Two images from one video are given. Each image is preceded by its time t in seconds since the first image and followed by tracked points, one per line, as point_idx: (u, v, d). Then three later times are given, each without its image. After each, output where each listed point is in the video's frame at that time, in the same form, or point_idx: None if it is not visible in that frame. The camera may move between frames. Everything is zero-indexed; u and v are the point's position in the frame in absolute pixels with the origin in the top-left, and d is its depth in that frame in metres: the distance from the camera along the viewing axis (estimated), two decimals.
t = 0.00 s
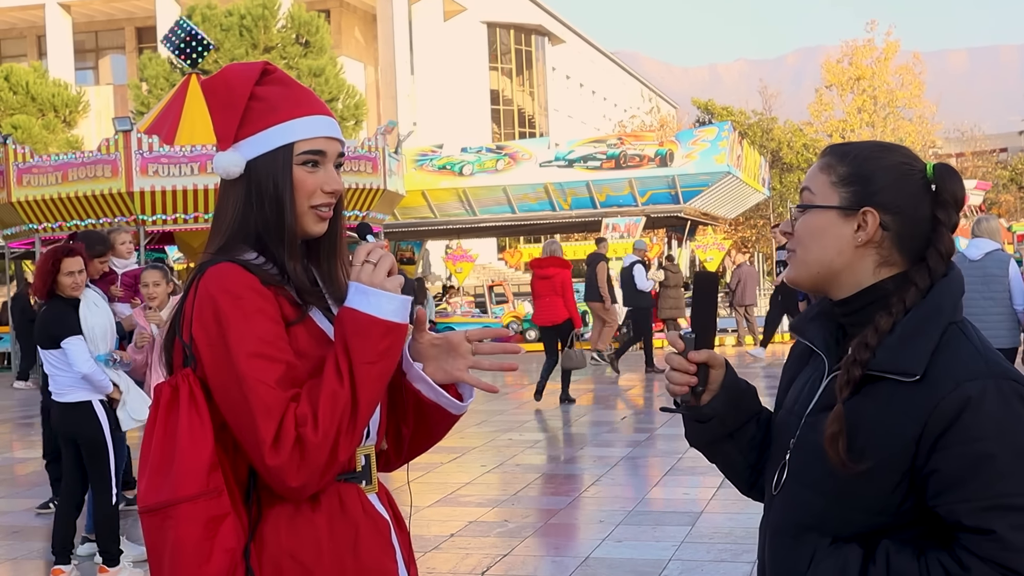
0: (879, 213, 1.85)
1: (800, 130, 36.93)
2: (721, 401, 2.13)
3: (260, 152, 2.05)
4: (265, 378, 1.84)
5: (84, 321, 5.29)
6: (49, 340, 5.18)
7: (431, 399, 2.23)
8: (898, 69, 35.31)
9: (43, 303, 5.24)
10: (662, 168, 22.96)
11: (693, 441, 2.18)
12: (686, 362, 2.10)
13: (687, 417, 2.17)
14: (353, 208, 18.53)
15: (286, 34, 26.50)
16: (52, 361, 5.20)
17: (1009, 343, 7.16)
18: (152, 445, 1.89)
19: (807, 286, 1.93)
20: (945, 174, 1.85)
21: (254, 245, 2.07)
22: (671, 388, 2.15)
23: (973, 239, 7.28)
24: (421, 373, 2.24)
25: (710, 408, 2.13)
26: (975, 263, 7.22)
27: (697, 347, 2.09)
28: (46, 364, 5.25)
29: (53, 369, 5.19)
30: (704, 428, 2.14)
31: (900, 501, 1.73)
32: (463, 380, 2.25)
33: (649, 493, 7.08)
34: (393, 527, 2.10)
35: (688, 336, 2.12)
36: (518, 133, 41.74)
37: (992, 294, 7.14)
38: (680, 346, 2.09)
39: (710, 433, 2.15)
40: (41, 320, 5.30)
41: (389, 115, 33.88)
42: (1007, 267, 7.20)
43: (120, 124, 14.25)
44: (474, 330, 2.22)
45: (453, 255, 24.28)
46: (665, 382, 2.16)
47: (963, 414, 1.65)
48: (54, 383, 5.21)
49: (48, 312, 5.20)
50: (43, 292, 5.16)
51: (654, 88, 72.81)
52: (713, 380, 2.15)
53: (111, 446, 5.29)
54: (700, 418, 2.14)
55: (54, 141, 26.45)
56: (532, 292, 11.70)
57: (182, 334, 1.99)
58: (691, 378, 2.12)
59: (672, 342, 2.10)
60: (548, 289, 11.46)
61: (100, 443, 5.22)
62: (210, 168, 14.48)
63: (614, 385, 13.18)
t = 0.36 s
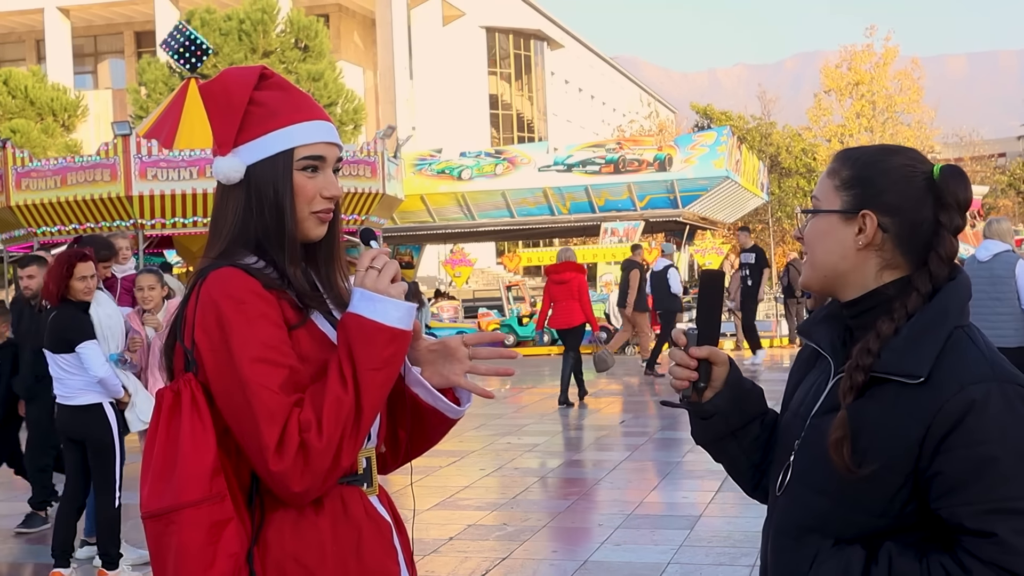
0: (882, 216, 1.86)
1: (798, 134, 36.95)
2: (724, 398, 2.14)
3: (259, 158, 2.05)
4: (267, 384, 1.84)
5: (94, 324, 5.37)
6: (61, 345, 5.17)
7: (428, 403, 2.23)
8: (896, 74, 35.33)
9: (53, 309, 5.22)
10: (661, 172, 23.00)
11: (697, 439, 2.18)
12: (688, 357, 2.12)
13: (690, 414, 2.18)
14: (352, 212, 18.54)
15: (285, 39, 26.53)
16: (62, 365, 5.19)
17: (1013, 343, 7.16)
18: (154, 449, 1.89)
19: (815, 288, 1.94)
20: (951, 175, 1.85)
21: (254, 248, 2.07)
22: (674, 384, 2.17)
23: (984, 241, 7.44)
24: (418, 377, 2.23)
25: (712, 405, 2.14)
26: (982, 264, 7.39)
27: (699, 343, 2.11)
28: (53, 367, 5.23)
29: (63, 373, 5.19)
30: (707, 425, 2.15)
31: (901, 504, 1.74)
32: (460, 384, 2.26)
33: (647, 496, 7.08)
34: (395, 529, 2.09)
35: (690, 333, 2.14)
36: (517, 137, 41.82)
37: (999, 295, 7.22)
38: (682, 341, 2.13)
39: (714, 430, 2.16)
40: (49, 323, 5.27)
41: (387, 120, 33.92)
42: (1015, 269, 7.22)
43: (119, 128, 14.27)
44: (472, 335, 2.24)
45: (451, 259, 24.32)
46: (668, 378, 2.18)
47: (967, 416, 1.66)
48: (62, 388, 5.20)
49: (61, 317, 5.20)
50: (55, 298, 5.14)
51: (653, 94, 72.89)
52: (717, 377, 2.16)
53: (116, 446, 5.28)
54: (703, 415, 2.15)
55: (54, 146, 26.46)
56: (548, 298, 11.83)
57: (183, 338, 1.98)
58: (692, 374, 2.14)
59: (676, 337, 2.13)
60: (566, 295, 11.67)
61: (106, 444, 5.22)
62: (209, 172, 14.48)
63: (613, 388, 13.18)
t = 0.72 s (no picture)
0: (872, 227, 1.88)
1: (791, 141, 37.07)
2: (717, 410, 2.15)
3: (253, 166, 2.06)
4: (264, 388, 1.85)
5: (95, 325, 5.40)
6: (63, 349, 5.23)
7: (418, 393, 2.25)
8: (889, 82, 35.47)
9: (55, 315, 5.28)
10: (654, 179, 23.04)
11: (693, 450, 2.20)
12: (679, 371, 2.12)
13: (685, 426, 2.19)
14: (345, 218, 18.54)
15: (279, 45, 26.54)
16: (61, 369, 5.22)
17: None
18: (152, 456, 1.90)
19: (806, 301, 1.96)
20: (936, 181, 1.89)
21: (249, 256, 2.08)
22: (667, 398, 2.18)
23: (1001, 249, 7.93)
24: (407, 367, 2.26)
25: (706, 417, 2.15)
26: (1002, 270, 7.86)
27: (688, 355, 2.11)
28: (53, 371, 5.25)
29: (61, 378, 5.20)
30: (702, 437, 2.16)
31: (894, 513, 1.75)
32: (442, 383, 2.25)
33: (640, 503, 7.08)
34: (389, 535, 2.11)
35: (680, 346, 2.14)
36: (510, 144, 41.90)
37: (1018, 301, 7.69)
38: (672, 354, 2.14)
39: (709, 441, 2.17)
40: (51, 331, 5.33)
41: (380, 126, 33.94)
42: None
43: (111, 135, 14.26)
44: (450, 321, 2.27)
45: (445, 266, 24.30)
46: (662, 392, 2.19)
47: (958, 427, 1.67)
48: (60, 392, 5.22)
49: (64, 324, 5.26)
50: (58, 305, 5.20)
51: (645, 100, 73.06)
52: (709, 389, 2.17)
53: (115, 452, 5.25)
54: (697, 427, 2.16)
55: (46, 151, 26.39)
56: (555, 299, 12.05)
57: (178, 345, 1.99)
58: (685, 388, 2.14)
59: (665, 351, 2.14)
60: (571, 297, 11.89)
61: (105, 449, 5.19)
62: (202, 178, 14.47)
63: (606, 395, 13.21)
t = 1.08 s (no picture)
0: (843, 232, 1.89)
1: (771, 144, 37.28)
2: (690, 410, 2.16)
3: (242, 165, 2.06)
4: (243, 383, 1.84)
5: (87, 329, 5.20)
6: (57, 349, 5.20)
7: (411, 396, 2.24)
8: (868, 85, 35.73)
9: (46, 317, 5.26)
10: (634, 181, 23.09)
11: (666, 449, 2.20)
12: (653, 372, 2.15)
13: (657, 426, 2.20)
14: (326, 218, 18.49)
15: (259, 45, 26.41)
16: (54, 371, 5.22)
17: None
18: (125, 445, 1.89)
19: (776, 304, 1.97)
20: (908, 186, 1.89)
21: (234, 251, 2.08)
22: (640, 397, 2.19)
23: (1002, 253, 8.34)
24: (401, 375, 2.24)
25: (678, 417, 2.16)
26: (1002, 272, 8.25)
27: (664, 357, 2.14)
28: (45, 373, 5.23)
29: (57, 379, 5.21)
30: (674, 437, 2.17)
31: (864, 514, 1.76)
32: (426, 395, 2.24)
33: (619, 504, 7.10)
34: (363, 537, 2.10)
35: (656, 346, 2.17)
36: (490, 145, 41.97)
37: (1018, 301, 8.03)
38: (646, 354, 2.15)
39: (681, 440, 2.18)
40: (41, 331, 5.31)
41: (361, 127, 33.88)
42: None
43: (90, 133, 14.17)
44: (462, 321, 2.31)
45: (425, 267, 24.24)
46: (635, 392, 2.20)
47: (926, 429, 1.69)
48: (55, 393, 5.21)
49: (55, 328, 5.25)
50: (53, 310, 5.18)
51: (626, 102, 73.25)
52: (682, 389, 2.18)
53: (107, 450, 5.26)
54: (669, 427, 2.17)
55: (23, 149, 26.14)
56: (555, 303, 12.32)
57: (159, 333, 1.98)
58: (659, 387, 2.15)
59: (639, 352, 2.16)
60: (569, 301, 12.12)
61: (99, 447, 5.21)
62: (182, 178, 14.38)
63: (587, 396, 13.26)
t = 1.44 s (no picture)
0: (826, 224, 1.90)
1: (757, 138, 37.38)
2: (666, 399, 2.18)
3: (258, 156, 2.05)
4: (247, 379, 1.85)
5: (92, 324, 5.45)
6: (71, 340, 5.26)
7: (407, 401, 2.25)
8: (853, 80, 35.84)
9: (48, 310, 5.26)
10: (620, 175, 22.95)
11: (641, 437, 2.22)
12: (629, 360, 2.20)
13: (632, 414, 2.22)
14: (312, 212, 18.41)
15: (244, 37, 26.28)
16: (57, 366, 5.21)
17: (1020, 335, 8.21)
18: (135, 437, 1.90)
19: (758, 298, 1.99)
20: (892, 182, 1.91)
21: (243, 244, 2.08)
22: (617, 386, 2.22)
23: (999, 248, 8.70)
24: (401, 378, 2.24)
25: (654, 406, 2.18)
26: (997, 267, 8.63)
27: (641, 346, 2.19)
28: (45, 366, 5.21)
29: (59, 373, 5.19)
30: (649, 425, 2.19)
31: (840, 506, 1.78)
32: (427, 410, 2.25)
33: (604, 497, 7.13)
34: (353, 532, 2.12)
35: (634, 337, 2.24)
36: (476, 139, 41.98)
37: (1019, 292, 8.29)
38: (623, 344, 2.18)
39: (655, 430, 2.19)
40: (42, 324, 5.29)
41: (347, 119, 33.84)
42: None
43: (74, 126, 14.10)
44: (458, 342, 2.24)
45: (411, 260, 24.22)
46: (612, 380, 2.23)
47: (902, 424, 1.71)
48: (54, 388, 5.18)
49: (62, 322, 5.29)
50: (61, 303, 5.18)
51: (612, 96, 73.32)
52: (659, 377, 2.20)
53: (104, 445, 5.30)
54: (645, 416, 2.19)
55: (7, 142, 25.96)
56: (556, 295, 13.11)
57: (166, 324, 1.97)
58: (635, 376, 2.19)
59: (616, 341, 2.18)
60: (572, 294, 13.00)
61: (94, 441, 5.23)
62: (168, 171, 14.32)
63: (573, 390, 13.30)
